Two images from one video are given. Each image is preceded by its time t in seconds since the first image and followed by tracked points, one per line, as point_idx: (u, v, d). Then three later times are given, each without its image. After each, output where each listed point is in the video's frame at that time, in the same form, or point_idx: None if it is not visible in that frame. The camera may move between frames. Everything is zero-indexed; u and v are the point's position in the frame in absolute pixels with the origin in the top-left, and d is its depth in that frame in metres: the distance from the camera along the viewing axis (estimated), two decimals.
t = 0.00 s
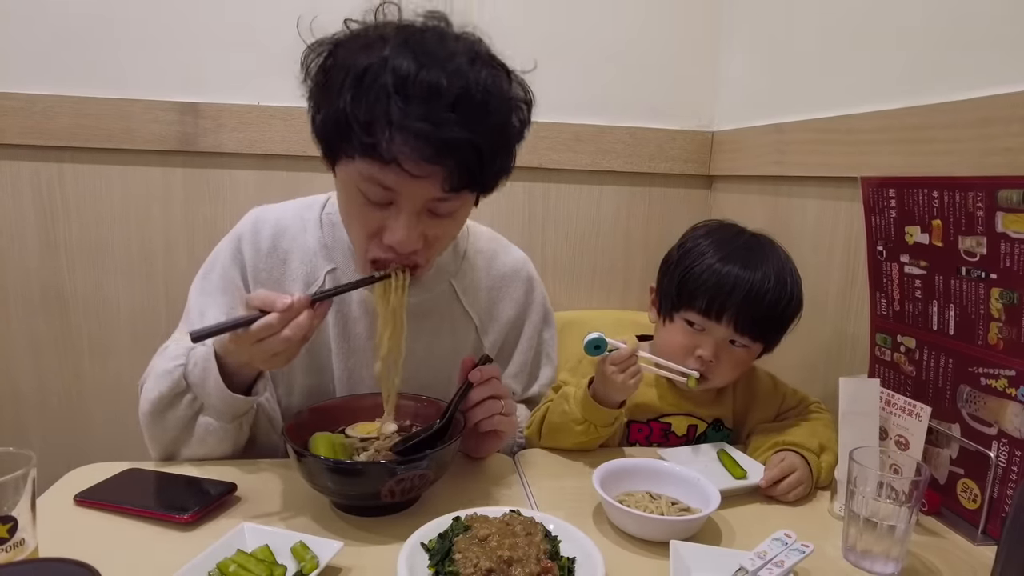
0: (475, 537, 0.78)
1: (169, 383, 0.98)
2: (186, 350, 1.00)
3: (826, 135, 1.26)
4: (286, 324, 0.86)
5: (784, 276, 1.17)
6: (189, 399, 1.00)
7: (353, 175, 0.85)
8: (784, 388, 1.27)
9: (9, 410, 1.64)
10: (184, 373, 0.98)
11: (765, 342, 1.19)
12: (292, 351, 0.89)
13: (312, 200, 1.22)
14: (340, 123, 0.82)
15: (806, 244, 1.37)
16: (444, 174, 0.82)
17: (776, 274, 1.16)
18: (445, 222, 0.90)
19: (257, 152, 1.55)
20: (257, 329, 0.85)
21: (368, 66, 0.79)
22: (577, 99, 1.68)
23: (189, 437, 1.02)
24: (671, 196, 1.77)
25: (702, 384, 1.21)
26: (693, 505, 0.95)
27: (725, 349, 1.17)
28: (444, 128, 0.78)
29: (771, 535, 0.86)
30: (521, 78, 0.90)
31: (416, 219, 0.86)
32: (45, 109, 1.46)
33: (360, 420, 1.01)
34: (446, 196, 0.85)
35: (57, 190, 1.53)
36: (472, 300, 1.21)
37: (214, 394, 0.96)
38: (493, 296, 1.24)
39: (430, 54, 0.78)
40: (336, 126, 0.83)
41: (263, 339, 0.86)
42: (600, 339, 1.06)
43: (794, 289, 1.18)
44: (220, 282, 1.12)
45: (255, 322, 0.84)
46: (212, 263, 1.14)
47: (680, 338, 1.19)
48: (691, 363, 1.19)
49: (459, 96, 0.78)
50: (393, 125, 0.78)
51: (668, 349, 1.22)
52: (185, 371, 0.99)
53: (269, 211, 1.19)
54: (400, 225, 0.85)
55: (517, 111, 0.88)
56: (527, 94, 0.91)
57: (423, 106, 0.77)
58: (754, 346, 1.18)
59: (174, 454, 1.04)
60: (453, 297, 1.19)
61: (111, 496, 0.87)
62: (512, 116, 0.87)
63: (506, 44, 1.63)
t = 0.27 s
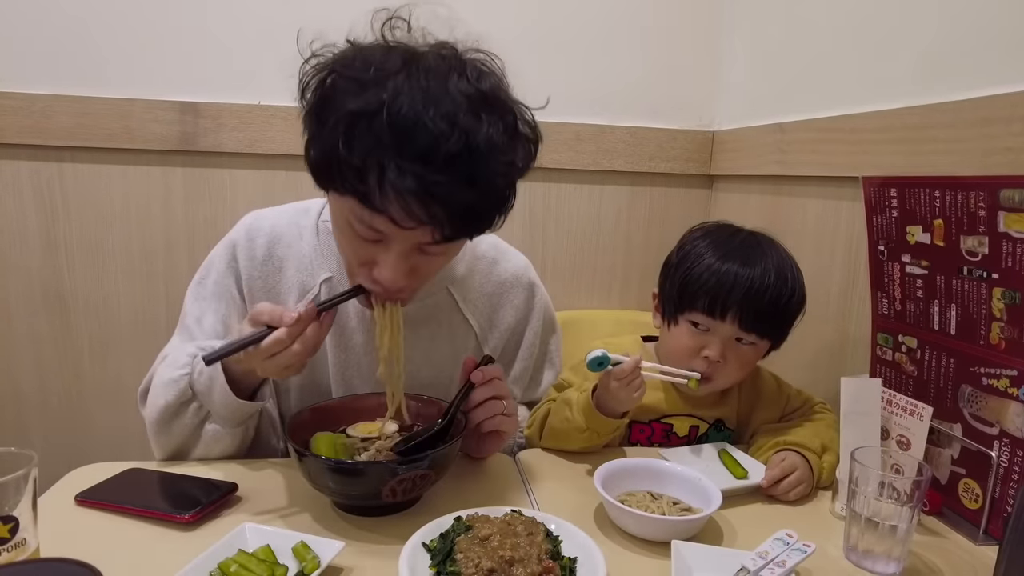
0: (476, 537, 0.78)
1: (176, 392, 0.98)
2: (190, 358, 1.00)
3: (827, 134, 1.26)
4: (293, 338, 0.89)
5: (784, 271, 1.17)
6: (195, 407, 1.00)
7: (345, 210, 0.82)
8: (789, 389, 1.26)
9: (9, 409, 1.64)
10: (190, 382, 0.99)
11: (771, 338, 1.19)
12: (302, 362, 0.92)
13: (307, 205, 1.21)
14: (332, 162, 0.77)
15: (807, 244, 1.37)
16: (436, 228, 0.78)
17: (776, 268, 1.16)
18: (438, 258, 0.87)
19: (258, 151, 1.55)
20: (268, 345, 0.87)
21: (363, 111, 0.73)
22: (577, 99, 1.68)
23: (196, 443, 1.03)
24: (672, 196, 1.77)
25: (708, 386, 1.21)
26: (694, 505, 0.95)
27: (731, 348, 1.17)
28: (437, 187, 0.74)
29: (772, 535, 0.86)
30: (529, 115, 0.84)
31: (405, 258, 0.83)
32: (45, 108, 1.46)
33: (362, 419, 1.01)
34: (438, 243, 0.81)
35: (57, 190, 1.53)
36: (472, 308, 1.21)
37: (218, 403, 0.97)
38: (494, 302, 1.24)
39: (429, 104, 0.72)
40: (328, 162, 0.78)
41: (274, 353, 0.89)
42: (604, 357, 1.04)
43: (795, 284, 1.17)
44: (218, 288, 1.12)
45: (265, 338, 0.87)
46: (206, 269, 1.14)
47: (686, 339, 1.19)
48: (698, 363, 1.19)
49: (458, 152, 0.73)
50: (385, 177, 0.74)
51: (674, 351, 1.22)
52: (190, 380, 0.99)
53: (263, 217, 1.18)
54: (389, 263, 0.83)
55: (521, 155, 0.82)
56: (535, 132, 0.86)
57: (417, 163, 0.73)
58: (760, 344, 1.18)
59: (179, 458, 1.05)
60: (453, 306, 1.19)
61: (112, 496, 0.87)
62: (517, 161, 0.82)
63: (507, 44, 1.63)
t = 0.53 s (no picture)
0: (477, 537, 0.78)
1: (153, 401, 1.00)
2: (172, 366, 1.01)
3: (827, 134, 1.26)
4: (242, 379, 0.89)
5: (788, 273, 1.17)
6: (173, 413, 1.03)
7: (343, 227, 0.82)
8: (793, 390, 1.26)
9: (9, 409, 1.64)
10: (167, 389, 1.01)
11: (776, 341, 1.19)
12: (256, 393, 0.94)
13: (307, 209, 1.21)
14: (325, 183, 0.77)
15: (807, 244, 1.37)
16: (432, 250, 0.78)
17: (779, 270, 1.16)
18: (434, 273, 0.88)
19: (258, 151, 1.55)
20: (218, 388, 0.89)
21: (355, 136, 0.72)
22: (577, 99, 1.68)
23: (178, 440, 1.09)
24: (672, 195, 1.77)
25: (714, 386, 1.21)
26: (693, 505, 0.95)
27: (736, 349, 1.17)
28: (430, 213, 0.73)
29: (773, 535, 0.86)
30: (526, 131, 0.83)
31: (402, 273, 0.83)
32: (46, 109, 1.46)
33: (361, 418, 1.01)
34: (434, 263, 0.81)
35: (57, 190, 1.53)
36: (473, 310, 1.21)
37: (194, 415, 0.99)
38: (495, 303, 1.23)
39: (422, 128, 0.72)
40: (321, 183, 0.78)
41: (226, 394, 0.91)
42: (610, 368, 1.06)
43: (799, 284, 1.17)
44: (213, 291, 1.14)
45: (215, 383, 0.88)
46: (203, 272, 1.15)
47: (691, 340, 1.20)
48: (703, 363, 1.19)
49: (451, 178, 0.73)
50: (379, 201, 0.74)
51: (679, 351, 1.23)
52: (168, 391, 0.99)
53: (259, 222, 1.17)
54: (386, 278, 0.84)
55: (518, 172, 0.81)
56: (533, 147, 0.85)
57: (410, 190, 0.72)
58: (765, 345, 1.18)
59: (163, 449, 1.11)
60: (454, 309, 1.19)
61: (112, 496, 0.87)
62: (513, 178, 0.81)
63: (506, 44, 1.63)
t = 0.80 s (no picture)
0: (477, 536, 0.78)
1: (151, 401, 1.03)
2: (171, 369, 1.04)
3: (828, 133, 1.26)
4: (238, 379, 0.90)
5: (781, 267, 1.17)
6: (170, 416, 1.05)
7: (340, 234, 0.82)
8: (795, 391, 1.26)
9: (10, 409, 1.64)
10: (164, 393, 1.03)
11: (775, 337, 1.20)
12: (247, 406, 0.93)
13: (302, 211, 1.21)
14: (319, 192, 0.78)
15: (807, 243, 1.37)
16: (428, 254, 0.78)
17: (772, 266, 1.16)
18: (433, 275, 0.88)
19: (258, 151, 1.55)
20: (217, 374, 0.90)
21: (346, 144, 0.72)
22: (577, 98, 1.68)
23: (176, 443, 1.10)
24: (672, 195, 1.77)
25: (714, 382, 1.22)
26: (694, 505, 0.95)
27: (732, 343, 1.17)
28: (425, 218, 0.73)
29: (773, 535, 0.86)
30: (516, 131, 0.84)
31: (400, 276, 0.84)
32: (46, 108, 1.46)
33: (360, 418, 1.01)
34: (432, 266, 0.81)
35: (58, 189, 1.53)
36: (473, 310, 1.21)
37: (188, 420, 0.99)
38: (494, 303, 1.23)
39: (412, 133, 0.71)
40: (314, 191, 0.79)
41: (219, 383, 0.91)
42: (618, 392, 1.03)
43: (794, 279, 1.17)
44: (212, 296, 1.14)
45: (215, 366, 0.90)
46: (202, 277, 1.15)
47: (686, 335, 1.21)
48: (699, 358, 1.20)
49: (444, 181, 0.73)
50: (373, 208, 0.74)
51: (676, 347, 1.23)
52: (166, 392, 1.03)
53: (254, 225, 1.17)
54: (385, 281, 0.84)
55: (512, 171, 0.81)
56: (525, 144, 0.85)
57: (403, 197, 0.72)
58: (761, 339, 1.18)
59: (161, 450, 1.12)
60: (453, 308, 1.19)
61: (113, 496, 0.87)
62: (508, 178, 0.80)
63: (506, 43, 1.62)
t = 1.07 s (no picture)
0: (479, 535, 0.78)
1: (158, 409, 1.03)
2: (177, 376, 1.04)
3: (828, 132, 1.26)
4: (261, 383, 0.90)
5: (777, 262, 1.17)
6: (179, 422, 1.06)
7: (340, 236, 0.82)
8: (796, 391, 1.27)
9: (11, 409, 1.64)
10: (172, 400, 1.03)
11: (776, 330, 1.21)
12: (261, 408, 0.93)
13: (302, 213, 1.21)
14: (318, 196, 0.78)
15: (808, 243, 1.37)
16: (428, 256, 0.78)
17: (769, 262, 1.16)
18: (433, 276, 0.88)
19: (259, 150, 1.55)
20: (233, 375, 0.90)
21: (345, 147, 0.72)
22: (578, 97, 1.68)
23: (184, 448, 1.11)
24: (673, 194, 1.77)
25: (714, 373, 1.22)
26: (695, 504, 0.95)
27: (734, 332, 1.18)
28: (425, 221, 0.73)
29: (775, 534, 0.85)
30: (515, 132, 0.84)
31: (400, 277, 0.84)
32: (47, 107, 1.46)
33: (361, 417, 1.01)
34: (432, 267, 0.81)
35: (58, 188, 1.53)
36: (473, 309, 1.21)
37: (197, 425, 1.00)
38: (494, 302, 1.23)
39: (411, 135, 0.71)
40: (314, 195, 0.79)
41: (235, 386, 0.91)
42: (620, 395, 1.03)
43: (791, 276, 1.17)
44: (214, 299, 1.14)
45: (233, 369, 0.90)
46: (205, 279, 1.16)
47: (688, 325, 1.21)
48: (701, 349, 1.20)
49: (444, 184, 0.73)
50: (372, 211, 0.74)
51: (677, 339, 1.23)
52: (173, 399, 1.03)
53: (256, 226, 1.17)
54: (385, 284, 0.84)
55: (511, 172, 0.81)
56: (524, 145, 0.85)
57: (403, 200, 0.72)
58: (762, 329, 1.18)
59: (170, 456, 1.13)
60: (453, 307, 1.19)
61: (114, 495, 0.87)
62: (507, 179, 0.80)
63: (507, 43, 1.62)
